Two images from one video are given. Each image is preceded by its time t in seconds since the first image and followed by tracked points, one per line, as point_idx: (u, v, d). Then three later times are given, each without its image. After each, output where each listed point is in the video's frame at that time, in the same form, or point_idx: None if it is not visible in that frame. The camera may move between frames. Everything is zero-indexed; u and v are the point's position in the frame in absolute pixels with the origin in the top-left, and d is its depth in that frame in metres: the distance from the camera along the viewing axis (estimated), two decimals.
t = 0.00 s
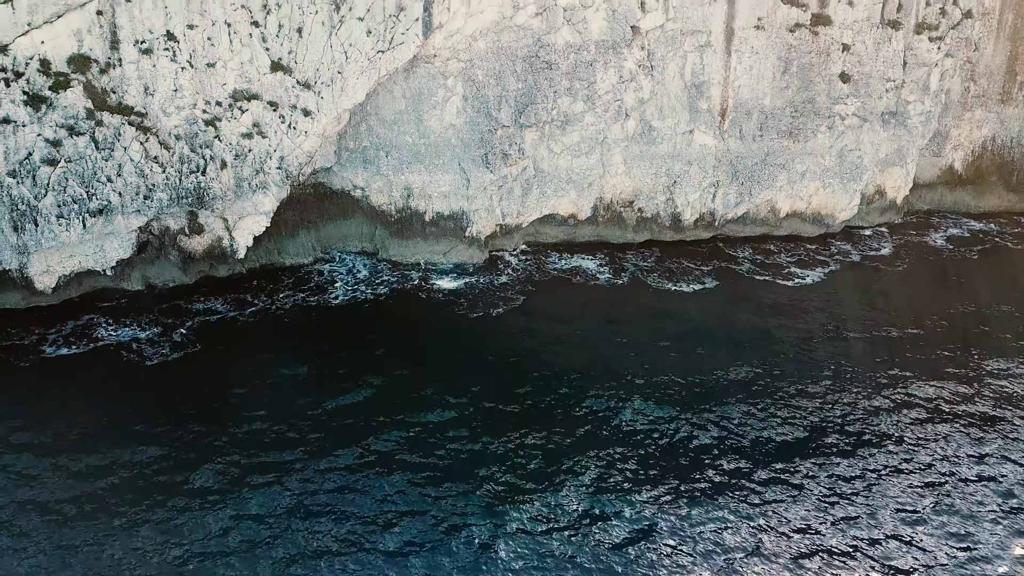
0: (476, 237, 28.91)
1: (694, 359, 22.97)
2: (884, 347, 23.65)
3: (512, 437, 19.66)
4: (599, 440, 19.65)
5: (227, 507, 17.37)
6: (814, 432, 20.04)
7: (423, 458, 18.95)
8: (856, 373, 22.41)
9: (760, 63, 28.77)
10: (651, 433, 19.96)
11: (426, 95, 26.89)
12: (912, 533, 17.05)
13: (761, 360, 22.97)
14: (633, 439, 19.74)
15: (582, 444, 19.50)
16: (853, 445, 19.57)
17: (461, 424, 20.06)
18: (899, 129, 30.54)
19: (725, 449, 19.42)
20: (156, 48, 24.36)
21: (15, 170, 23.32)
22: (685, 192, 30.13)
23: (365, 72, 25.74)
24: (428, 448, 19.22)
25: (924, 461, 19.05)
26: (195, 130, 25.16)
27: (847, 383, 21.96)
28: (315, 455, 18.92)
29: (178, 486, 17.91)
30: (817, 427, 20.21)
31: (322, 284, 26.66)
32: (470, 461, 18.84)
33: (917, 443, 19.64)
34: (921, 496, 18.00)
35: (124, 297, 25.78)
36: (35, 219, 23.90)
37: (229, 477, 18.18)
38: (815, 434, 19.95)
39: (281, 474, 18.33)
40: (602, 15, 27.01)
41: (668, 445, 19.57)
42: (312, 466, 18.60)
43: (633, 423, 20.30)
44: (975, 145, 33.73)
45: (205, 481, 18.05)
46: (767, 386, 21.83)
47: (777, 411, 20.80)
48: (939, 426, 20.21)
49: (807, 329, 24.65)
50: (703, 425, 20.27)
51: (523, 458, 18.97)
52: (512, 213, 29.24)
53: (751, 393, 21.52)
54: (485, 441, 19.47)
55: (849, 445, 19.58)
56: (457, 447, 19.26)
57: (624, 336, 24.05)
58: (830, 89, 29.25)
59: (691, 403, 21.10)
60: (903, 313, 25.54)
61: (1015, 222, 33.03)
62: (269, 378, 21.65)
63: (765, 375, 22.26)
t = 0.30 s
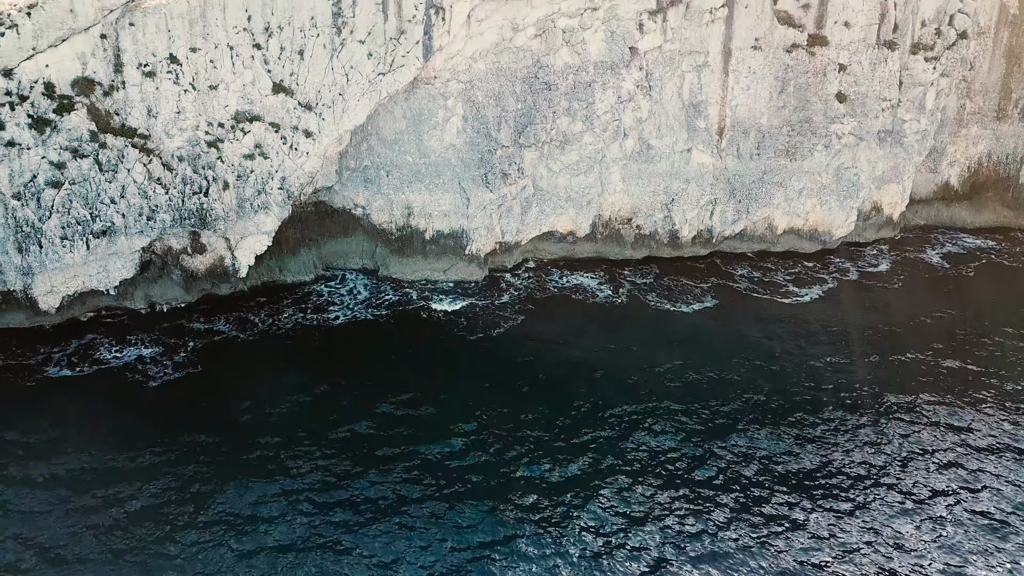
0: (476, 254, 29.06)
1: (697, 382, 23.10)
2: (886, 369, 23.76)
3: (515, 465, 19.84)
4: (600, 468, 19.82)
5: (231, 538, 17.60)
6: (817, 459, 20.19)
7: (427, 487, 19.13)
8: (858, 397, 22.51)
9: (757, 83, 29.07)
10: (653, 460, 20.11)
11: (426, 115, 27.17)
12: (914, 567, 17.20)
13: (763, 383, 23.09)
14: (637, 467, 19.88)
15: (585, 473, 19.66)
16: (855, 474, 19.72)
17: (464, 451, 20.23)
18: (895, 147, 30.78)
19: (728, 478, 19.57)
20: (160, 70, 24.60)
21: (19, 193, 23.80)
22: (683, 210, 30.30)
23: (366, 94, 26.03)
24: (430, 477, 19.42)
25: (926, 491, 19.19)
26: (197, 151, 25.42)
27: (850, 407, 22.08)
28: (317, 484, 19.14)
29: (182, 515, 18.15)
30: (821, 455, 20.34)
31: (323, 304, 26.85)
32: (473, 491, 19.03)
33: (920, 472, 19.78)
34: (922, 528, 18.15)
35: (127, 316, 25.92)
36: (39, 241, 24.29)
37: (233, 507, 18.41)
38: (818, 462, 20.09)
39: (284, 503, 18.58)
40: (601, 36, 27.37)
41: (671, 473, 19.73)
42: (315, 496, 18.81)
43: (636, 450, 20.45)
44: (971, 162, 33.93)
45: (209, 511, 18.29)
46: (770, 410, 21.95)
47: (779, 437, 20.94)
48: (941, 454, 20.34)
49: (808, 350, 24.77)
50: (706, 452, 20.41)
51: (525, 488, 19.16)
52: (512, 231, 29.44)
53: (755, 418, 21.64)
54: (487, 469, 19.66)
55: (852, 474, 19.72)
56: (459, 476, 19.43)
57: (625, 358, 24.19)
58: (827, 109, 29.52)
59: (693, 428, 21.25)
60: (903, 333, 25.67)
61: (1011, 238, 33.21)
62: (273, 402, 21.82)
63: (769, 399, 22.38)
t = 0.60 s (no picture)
0: (476, 270, 29.10)
1: (699, 403, 23.25)
2: (888, 390, 23.88)
3: (519, 489, 20.03)
4: (603, 490, 20.04)
5: (236, 562, 17.89)
6: (819, 483, 20.35)
7: (430, 510, 19.36)
8: (861, 420, 22.61)
9: (755, 101, 29.34)
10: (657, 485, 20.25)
11: (427, 134, 27.46)
12: None
13: (766, 405, 23.20)
14: (640, 493, 20.03)
15: (587, 496, 19.89)
16: (857, 499, 19.88)
17: (468, 475, 20.41)
18: (892, 163, 31.02)
19: (734, 504, 19.66)
20: (163, 92, 24.83)
21: (24, 214, 24.15)
22: (681, 226, 30.41)
23: (368, 115, 26.29)
24: (433, 499, 19.65)
25: (931, 518, 19.32)
26: (200, 171, 25.68)
27: (853, 430, 22.19)
28: (320, 506, 19.43)
29: (188, 538, 18.45)
30: (825, 480, 20.46)
31: (325, 321, 27.06)
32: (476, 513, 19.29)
33: (924, 498, 19.91)
34: (926, 556, 18.28)
35: (130, 333, 26.04)
36: (44, 261, 24.63)
37: (237, 530, 18.70)
38: (823, 488, 20.19)
39: (288, 527, 18.82)
40: (600, 56, 27.72)
41: (676, 499, 19.85)
42: (318, 520, 19.05)
43: (638, 473, 20.63)
44: (968, 176, 34.13)
45: (214, 532, 18.60)
46: (774, 433, 22.05)
47: (784, 461, 21.02)
48: (944, 480, 20.47)
49: (810, 369, 24.90)
50: (711, 478, 20.49)
51: (527, 511, 19.40)
52: (512, 247, 29.65)
53: (759, 441, 21.74)
54: (491, 492, 19.90)
55: (853, 499, 19.89)
56: (462, 499, 19.67)
57: (627, 377, 24.38)
58: (824, 126, 29.78)
59: (695, 450, 21.40)
60: (902, 351, 25.85)
61: (1008, 252, 33.39)
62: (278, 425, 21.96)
63: (773, 422, 22.48)
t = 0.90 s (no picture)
0: (477, 283, 29.32)
1: (703, 418, 23.31)
2: (894, 404, 23.90)
3: (524, 503, 20.16)
4: (607, 504, 20.16)
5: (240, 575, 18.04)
6: (823, 496, 20.42)
7: (434, 524, 19.51)
8: (868, 435, 22.61)
9: (754, 114, 29.51)
10: (664, 502, 20.29)
11: (428, 148, 27.69)
12: None
13: (772, 420, 23.21)
14: (649, 510, 20.05)
15: (590, 509, 20.02)
16: (862, 512, 19.93)
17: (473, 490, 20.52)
18: (890, 175, 31.19)
19: (744, 522, 19.62)
20: (166, 107, 25.01)
21: (28, 230, 24.35)
22: (680, 238, 30.59)
23: (369, 129, 26.49)
24: (436, 513, 19.82)
25: (942, 534, 19.28)
26: (203, 186, 25.89)
27: (861, 446, 22.17)
28: (323, 519, 19.61)
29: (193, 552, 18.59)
30: (829, 493, 20.53)
31: (327, 334, 27.23)
32: (480, 526, 19.44)
33: (932, 512, 19.95)
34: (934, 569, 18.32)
35: (133, 346, 26.21)
36: (48, 276, 24.82)
37: (241, 543, 18.86)
38: (834, 505, 20.14)
39: (292, 541, 18.97)
40: (600, 70, 27.95)
41: (685, 516, 19.83)
42: (321, 533, 19.21)
43: (643, 487, 20.72)
44: (965, 187, 34.31)
45: (219, 545, 18.77)
46: (781, 449, 22.06)
47: (793, 478, 21.00)
48: (954, 495, 20.45)
49: (815, 384, 24.94)
50: (720, 495, 20.47)
51: (530, 524, 19.56)
52: (512, 259, 29.83)
53: (767, 458, 21.72)
54: (494, 506, 20.06)
55: (858, 512, 19.95)
56: (467, 513, 19.80)
57: (628, 390, 24.52)
58: (823, 139, 29.97)
59: (699, 465, 21.49)
60: (904, 363, 25.93)
61: (1006, 262, 33.54)
62: (285, 441, 22.08)
63: (780, 438, 22.47)
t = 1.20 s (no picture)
0: (476, 292, 29.46)
1: (706, 432, 23.32)
2: (899, 420, 23.88)
3: (526, 517, 20.29)
4: (606, 517, 20.31)
5: None
6: (821, 508, 20.61)
7: (436, 536, 19.67)
8: (874, 452, 22.56)
9: (753, 125, 29.68)
10: (668, 518, 20.37)
11: (428, 159, 27.83)
12: None
13: (777, 436, 23.17)
14: (654, 527, 20.09)
15: (593, 523, 20.17)
16: (859, 524, 20.12)
17: (476, 504, 20.63)
18: (888, 185, 31.34)
19: (751, 543, 19.59)
20: (167, 120, 25.15)
21: (30, 242, 24.54)
22: (679, 247, 30.73)
23: (369, 141, 26.64)
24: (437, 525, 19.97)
25: (950, 555, 19.27)
26: (204, 198, 26.05)
27: (867, 464, 22.13)
28: (325, 532, 19.76)
29: (195, 564, 18.74)
30: (827, 505, 20.72)
31: (328, 346, 27.37)
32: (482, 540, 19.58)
33: (929, 525, 20.14)
34: None
35: (134, 356, 26.35)
36: (50, 287, 25.00)
37: (244, 556, 19.00)
38: (841, 525, 20.09)
39: (294, 554, 19.12)
40: (599, 82, 28.12)
41: (691, 536, 19.84)
42: (323, 546, 19.35)
43: (645, 502, 20.83)
44: (963, 196, 34.47)
45: (221, 558, 18.92)
46: (786, 465, 22.04)
47: (799, 496, 20.97)
48: (960, 514, 20.45)
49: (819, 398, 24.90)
50: (726, 514, 20.44)
51: (532, 537, 19.70)
52: (512, 269, 29.97)
53: (773, 476, 21.68)
54: (495, 519, 20.21)
55: (856, 524, 20.14)
56: (470, 526, 19.93)
57: (629, 402, 24.59)
58: (821, 150, 30.13)
59: (701, 480, 21.56)
60: (907, 376, 25.96)
61: (1004, 270, 33.65)
62: (288, 455, 22.12)
63: (785, 454, 22.43)
